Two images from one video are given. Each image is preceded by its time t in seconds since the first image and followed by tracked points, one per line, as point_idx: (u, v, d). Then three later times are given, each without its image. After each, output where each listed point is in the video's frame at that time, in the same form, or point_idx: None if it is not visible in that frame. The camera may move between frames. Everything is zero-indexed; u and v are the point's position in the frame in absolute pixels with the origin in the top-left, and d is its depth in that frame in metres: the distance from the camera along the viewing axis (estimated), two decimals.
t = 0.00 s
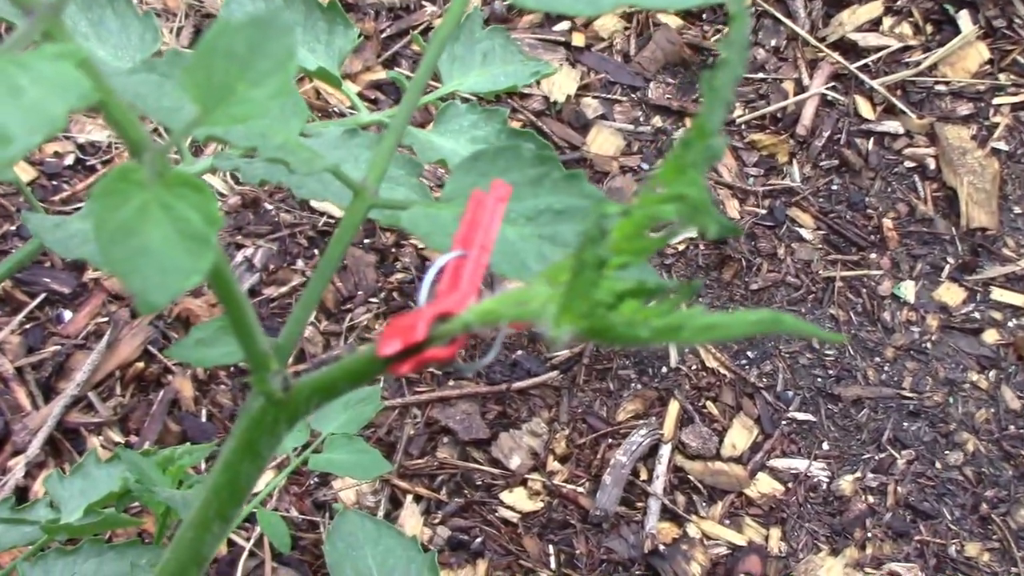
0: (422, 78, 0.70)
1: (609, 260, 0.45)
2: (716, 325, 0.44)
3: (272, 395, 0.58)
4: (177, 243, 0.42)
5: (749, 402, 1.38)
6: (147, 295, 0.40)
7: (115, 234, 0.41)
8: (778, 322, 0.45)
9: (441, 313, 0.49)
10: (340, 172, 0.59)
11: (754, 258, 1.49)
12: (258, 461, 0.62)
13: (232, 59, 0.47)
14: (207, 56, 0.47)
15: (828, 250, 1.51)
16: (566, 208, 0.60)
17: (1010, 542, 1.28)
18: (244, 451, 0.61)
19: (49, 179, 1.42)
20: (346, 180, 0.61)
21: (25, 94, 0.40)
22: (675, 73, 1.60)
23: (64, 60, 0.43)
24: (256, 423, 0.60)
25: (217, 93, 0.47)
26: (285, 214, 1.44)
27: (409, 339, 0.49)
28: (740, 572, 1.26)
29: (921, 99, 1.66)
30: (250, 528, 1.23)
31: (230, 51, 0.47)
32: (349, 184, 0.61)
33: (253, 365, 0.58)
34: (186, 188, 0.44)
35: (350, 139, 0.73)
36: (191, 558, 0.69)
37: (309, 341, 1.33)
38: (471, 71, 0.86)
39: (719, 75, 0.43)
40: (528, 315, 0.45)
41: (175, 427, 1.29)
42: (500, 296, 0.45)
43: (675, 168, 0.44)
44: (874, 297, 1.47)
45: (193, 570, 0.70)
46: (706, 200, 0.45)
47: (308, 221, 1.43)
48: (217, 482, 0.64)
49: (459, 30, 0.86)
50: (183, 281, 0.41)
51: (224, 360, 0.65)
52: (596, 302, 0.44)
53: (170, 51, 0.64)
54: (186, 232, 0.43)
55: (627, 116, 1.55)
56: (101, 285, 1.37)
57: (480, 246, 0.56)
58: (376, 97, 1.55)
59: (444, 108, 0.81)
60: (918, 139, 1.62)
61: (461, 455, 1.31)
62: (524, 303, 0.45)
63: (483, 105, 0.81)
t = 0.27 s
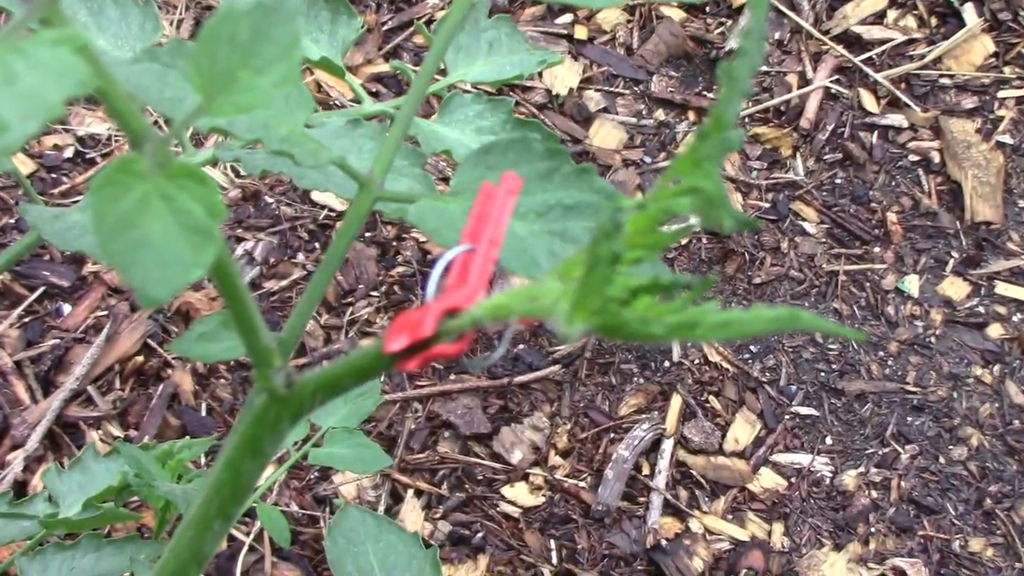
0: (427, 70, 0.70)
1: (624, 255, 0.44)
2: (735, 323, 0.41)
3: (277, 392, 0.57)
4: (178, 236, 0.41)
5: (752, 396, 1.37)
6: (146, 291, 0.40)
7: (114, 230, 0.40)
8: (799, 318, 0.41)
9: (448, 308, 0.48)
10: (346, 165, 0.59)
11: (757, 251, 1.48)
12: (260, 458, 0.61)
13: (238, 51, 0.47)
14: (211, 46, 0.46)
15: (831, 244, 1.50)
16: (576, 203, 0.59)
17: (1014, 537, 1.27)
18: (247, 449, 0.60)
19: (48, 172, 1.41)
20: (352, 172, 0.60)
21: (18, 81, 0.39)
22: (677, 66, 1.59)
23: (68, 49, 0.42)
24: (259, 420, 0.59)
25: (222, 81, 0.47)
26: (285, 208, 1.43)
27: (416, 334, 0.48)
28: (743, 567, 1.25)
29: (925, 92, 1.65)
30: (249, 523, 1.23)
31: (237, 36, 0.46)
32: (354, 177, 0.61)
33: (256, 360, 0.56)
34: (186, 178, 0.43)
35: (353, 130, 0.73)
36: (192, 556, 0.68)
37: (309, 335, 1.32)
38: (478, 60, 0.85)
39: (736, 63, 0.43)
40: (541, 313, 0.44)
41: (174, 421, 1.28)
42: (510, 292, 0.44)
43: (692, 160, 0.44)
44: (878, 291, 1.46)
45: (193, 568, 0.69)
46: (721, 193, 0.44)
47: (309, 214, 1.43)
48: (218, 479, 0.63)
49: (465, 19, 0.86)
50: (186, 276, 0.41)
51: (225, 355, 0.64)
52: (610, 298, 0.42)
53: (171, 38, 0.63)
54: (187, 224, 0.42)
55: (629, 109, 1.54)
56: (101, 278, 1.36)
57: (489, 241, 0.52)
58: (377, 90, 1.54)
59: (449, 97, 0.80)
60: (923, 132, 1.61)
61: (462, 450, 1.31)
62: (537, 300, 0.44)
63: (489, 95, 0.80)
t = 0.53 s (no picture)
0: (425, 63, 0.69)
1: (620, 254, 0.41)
2: (732, 323, 0.39)
3: (269, 392, 0.57)
4: (165, 237, 0.40)
5: (753, 389, 1.37)
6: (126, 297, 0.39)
7: (96, 234, 0.39)
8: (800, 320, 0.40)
9: (441, 309, 0.46)
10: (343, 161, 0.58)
11: (758, 244, 1.47)
12: (253, 459, 0.61)
13: (225, 48, 0.45)
14: (199, 43, 0.45)
15: (832, 236, 1.49)
16: (575, 199, 0.57)
17: (1016, 529, 1.27)
18: (240, 449, 0.60)
19: (46, 166, 1.41)
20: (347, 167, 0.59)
21: None
22: (677, 58, 1.59)
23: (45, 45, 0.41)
24: (252, 420, 0.59)
25: (206, 79, 0.46)
26: (284, 201, 1.42)
27: (409, 335, 0.47)
28: (745, 560, 1.25)
29: (926, 83, 1.64)
30: (249, 518, 1.23)
31: (226, 32, 0.45)
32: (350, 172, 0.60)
33: (246, 360, 0.56)
34: (176, 176, 0.42)
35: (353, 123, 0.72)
36: (187, 554, 0.67)
37: (309, 328, 1.32)
38: (479, 52, 0.85)
39: (738, 56, 0.41)
40: (533, 314, 0.41)
41: (173, 415, 1.28)
42: (504, 292, 0.42)
43: (692, 156, 0.42)
44: (879, 283, 1.46)
45: (188, 566, 0.68)
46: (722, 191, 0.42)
47: (308, 208, 1.42)
48: (212, 478, 0.63)
49: (467, 13, 0.85)
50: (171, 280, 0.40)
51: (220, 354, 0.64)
52: (604, 299, 0.40)
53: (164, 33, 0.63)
54: (176, 225, 0.41)
55: (629, 102, 1.54)
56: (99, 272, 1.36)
57: (483, 239, 0.52)
58: (376, 83, 1.54)
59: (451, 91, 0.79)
60: (923, 124, 1.60)
61: (462, 444, 1.30)
62: (530, 302, 0.41)
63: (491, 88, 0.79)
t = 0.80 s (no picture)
0: (419, 58, 0.68)
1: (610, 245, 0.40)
2: (724, 314, 0.38)
3: (260, 386, 0.55)
4: (151, 226, 0.40)
5: (752, 385, 1.37)
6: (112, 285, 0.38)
7: (81, 222, 0.39)
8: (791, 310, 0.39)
9: (431, 301, 0.46)
10: (334, 152, 0.56)
11: (756, 240, 1.47)
12: (245, 453, 0.59)
13: (214, 37, 0.46)
14: (187, 35, 0.45)
15: (831, 232, 1.49)
16: (568, 190, 0.54)
17: (1016, 526, 1.26)
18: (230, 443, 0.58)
19: (43, 163, 1.40)
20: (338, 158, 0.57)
21: None
22: (676, 53, 1.58)
23: (27, 37, 0.41)
24: (243, 415, 0.57)
25: (195, 70, 0.46)
26: (282, 197, 1.42)
27: (399, 327, 0.46)
28: (744, 557, 1.24)
29: (925, 79, 1.64)
30: (247, 515, 1.22)
31: (214, 22, 0.45)
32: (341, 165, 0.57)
33: (237, 354, 0.55)
34: (164, 169, 0.42)
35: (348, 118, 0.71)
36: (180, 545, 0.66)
37: (306, 325, 1.32)
38: (478, 47, 0.84)
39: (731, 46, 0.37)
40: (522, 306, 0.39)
41: (171, 413, 1.27)
42: (495, 283, 0.40)
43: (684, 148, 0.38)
44: (877, 280, 1.45)
45: (181, 557, 0.67)
46: (715, 181, 0.39)
47: (306, 204, 1.42)
48: (203, 471, 0.61)
49: (465, 7, 0.85)
50: (159, 267, 0.39)
51: (212, 349, 0.59)
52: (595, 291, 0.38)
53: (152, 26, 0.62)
54: (162, 215, 0.40)
55: (627, 98, 1.54)
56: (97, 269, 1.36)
57: (475, 229, 0.50)
58: (374, 79, 1.54)
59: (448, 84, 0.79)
60: (923, 120, 1.60)
61: (460, 441, 1.30)
62: (519, 292, 0.40)
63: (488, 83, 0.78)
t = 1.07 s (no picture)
0: (410, 50, 0.68)
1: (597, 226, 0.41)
2: (711, 292, 0.39)
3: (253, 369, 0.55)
4: (140, 206, 0.40)
5: (750, 380, 1.37)
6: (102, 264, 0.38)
7: (70, 202, 0.39)
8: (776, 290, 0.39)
9: (422, 283, 0.45)
10: (324, 142, 0.55)
11: (754, 236, 1.47)
12: (239, 437, 0.59)
13: (202, 19, 0.46)
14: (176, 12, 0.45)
15: (829, 227, 1.49)
16: (560, 178, 0.53)
17: (1014, 520, 1.26)
18: (224, 427, 0.58)
19: (40, 161, 1.40)
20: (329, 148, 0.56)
21: None
22: (673, 49, 1.58)
23: (14, 19, 0.42)
24: (236, 399, 0.57)
25: (184, 53, 0.46)
26: (280, 195, 1.42)
27: (389, 310, 0.46)
28: (742, 552, 1.24)
29: (922, 73, 1.64)
30: (246, 512, 1.23)
31: (202, 6, 0.46)
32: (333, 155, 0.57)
33: (229, 340, 0.54)
34: (153, 150, 0.42)
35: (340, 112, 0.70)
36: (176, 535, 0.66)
37: (304, 322, 1.32)
38: (470, 42, 0.84)
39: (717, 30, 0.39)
40: (514, 285, 0.40)
41: (169, 411, 1.27)
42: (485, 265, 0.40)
43: (672, 128, 0.40)
44: (875, 274, 1.45)
45: (177, 545, 0.67)
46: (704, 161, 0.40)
47: (303, 201, 1.42)
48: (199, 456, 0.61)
49: (457, 2, 0.85)
50: (149, 247, 0.39)
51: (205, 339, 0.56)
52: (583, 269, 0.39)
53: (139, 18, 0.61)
54: (152, 195, 0.41)
55: (625, 94, 1.53)
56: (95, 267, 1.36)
57: (465, 214, 0.50)
58: (371, 76, 1.54)
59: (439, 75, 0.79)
60: (920, 114, 1.60)
61: (459, 437, 1.30)
62: (510, 272, 0.40)
63: (480, 77, 0.77)
